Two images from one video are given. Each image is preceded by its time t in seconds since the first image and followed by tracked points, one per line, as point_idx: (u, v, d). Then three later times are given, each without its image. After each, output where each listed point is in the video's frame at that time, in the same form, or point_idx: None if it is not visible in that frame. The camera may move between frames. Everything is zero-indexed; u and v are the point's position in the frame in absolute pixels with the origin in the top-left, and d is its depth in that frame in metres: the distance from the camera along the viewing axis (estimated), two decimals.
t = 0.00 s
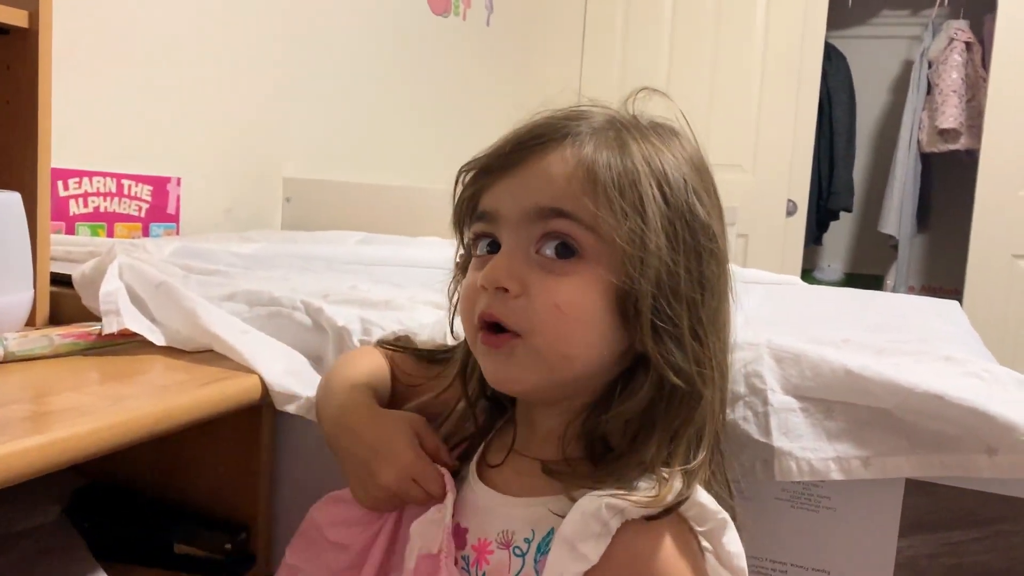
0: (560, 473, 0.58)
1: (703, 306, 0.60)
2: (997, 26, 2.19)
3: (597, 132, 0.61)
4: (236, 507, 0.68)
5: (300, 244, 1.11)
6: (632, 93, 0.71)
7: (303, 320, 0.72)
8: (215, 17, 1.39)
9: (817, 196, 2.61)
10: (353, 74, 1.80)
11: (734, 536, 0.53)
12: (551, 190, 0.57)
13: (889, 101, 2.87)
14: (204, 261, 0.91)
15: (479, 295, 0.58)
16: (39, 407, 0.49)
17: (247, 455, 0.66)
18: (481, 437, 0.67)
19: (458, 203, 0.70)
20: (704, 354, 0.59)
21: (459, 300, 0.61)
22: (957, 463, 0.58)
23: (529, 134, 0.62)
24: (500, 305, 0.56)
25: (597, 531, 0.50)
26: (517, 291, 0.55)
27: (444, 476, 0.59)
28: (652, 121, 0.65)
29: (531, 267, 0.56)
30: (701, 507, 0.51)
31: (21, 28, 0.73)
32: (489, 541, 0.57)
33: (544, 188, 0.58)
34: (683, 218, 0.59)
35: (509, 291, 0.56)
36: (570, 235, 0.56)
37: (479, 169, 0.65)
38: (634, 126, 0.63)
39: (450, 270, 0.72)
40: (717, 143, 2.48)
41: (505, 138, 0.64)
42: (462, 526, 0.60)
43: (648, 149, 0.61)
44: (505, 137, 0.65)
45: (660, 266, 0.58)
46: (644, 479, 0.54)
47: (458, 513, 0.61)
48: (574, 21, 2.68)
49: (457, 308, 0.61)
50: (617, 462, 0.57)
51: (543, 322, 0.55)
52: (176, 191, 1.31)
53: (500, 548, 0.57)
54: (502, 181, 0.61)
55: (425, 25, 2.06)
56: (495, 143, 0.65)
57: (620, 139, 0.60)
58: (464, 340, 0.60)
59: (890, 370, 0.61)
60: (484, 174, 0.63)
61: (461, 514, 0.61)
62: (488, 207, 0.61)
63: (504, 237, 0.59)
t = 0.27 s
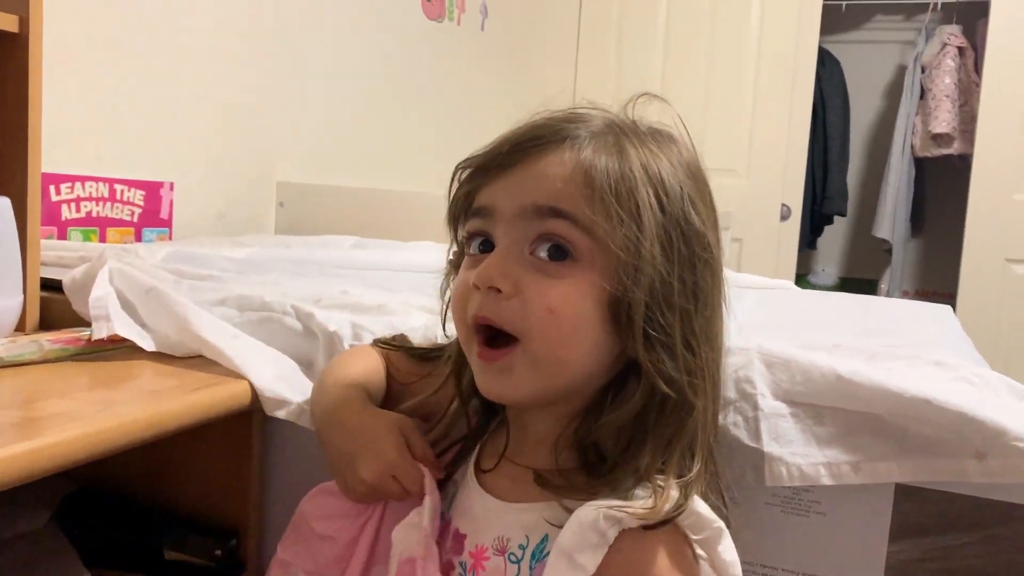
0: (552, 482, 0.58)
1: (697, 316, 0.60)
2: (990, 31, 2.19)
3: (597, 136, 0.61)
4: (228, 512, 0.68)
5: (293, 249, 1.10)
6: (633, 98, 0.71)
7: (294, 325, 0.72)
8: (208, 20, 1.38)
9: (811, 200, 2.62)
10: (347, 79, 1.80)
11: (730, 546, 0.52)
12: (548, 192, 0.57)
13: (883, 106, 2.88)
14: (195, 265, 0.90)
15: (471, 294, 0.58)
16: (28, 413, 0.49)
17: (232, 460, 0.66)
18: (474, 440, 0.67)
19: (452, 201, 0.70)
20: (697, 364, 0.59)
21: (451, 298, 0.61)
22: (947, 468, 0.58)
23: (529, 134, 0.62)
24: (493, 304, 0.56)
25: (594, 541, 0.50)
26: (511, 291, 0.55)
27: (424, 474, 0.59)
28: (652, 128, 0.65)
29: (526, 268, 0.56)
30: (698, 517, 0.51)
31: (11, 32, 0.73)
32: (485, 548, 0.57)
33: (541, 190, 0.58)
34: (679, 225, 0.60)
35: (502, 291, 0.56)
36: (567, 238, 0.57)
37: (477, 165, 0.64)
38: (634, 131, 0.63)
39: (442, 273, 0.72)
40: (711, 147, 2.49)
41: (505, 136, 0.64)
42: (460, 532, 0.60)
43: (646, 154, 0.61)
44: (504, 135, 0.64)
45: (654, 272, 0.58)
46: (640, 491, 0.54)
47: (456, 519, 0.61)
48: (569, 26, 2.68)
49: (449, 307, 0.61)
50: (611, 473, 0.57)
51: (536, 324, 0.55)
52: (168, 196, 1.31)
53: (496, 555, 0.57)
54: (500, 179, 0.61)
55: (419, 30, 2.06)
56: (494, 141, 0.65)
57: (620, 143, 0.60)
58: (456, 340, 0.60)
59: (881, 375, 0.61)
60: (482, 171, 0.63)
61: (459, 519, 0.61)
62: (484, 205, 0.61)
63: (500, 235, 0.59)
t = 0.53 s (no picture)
0: (546, 493, 0.58)
1: (687, 324, 0.60)
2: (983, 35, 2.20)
3: (589, 144, 0.60)
4: (220, 521, 0.67)
5: (286, 254, 1.10)
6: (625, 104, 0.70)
7: (286, 332, 0.71)
8: (201, 25, 1.38)
9: (806, 204, 2.62)
10: (341, 83, 1.79)
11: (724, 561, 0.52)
12: (539, 200, 0.57)
13: (877, 110, 2.88)
14: (187, 271, 0.90)
15: (461, 300, 0.57)
16: (17, 422, 0.48)
17: (227, 463, 0.66)
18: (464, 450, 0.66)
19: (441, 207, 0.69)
20: (688, 374, 0.59)
21: (439, 305, 0.60)
22: (942, 474, 0.58)
23: (520, 141, 0.61)
24: (483, 313, 0.56)
25: (590, 556, 0.49)
26: (502, 300, 0.55)
27: (401, 494, 0.57)
28: (643, 136, 0.64)
29: (517, 277, 0.56)
30: (695, 532, 0.51)
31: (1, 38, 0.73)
32: (478, 559, 0.57)
33: (532, 198, 0.57)
34: (670, 234, 0.59)
35: (493, 300, 0.55)
36: (558, 247, 0.56)
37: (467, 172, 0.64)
38: (625, 139, 0.62)
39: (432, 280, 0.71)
40: (705, 150, 2.49)
41: (496, 142, 0.63)
42: (452, 542, 0.59)
43: (638, 163, 0.60)
44: (496, 141, 0.64)
45: (645, 283, 0.57)
46: (633, 502, 0.54)
47: (448, 530, 0.60)
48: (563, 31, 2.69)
49: (437, 313, 0.60)
50: (603, 483, 0.57)
51: (526, 334, 0.54)
52: (161, 201, 1.30)
53: (488, 567, 0.56)
54: (491, 186, 0.60)
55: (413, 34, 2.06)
56: (485, 147, 0.64)
57: (612, 152, 0.60)
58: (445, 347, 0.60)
59: (875, 381, 0.61)
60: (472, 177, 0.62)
61: (451, 530, 0.60)
62: (475, 212, 0.60)
63: (490, 243, 0.58)
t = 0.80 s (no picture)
0: (563, 488, 0.60)
1: (702, 319, 0.61)
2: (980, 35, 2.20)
3: (590, 149, 0.60)
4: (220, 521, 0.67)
5: (285, 253, 1.10)
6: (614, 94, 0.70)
7: (287, 330, 0.72)
8: (200, 25, 1.38)
9: (804, 204, 2.62)
10: (339, 83, 1.79)
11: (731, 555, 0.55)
12: (549, 217, 0.57)
13: (874, 109, 2.89)
14: (187, 271, 0.90)
15: (480, 324, 0.58)
16: (20, 421, 0.49)
17: (221, 464, 0.65)
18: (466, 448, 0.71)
19: (441, 211, 0.69)
20: (704, 368, 0.61)
21: (455, 320, 0.61)
22: (942, 471, 0.58)
23: (520, 152, 0.61)
24: (504, 334, 0.56)
25: (601, 553, 0.51)
26: (523, 321, 0.56)
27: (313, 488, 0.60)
28: (636, 128, 0.64)
29: (535, 296, 0.56)
30: (703, 528, 0.54)
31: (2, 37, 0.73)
32: (486, 555, 0.60)
33: (542, 215, 0.57)
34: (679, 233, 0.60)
35: (513, 320, 0.56)
36: (573, 260, 0.57)
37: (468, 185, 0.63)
38: (624, 137, 0.62)
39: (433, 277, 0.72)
40: (703, 150, 2.49)
41: (495, 154, 0.63)
42: (459, 538, 0.63)
43: (641, 162, 0.60)
44: (494, 152, 0.63)
45: (661, 286, 0.59)
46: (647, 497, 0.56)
47: (456, 525, 0.64)
48: (561, 31, 2.68)
49: (452, 328, 0.61)
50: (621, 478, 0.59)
51: (551, 352, 0.56)
52: (160, 201, 1.30)
53: (497, 561, 0.60)
54: (496, 203, 0.60)
55: (412, 34, 2.06)
56: (484, 159, 0.63)
57: (614, 155, 0.60)
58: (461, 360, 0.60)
59: (875, 378, 0.61)
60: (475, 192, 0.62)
61: (460, 526, 0.63)
62: (483, 230, 0.60)
63: (502, 261, 0.58)
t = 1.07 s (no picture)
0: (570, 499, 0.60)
1: (708, 328, 0.61)
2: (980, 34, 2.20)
3: (602, 154, 0.59)
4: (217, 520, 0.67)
5: (284, 250, 1.10)
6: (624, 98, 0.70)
7: (285, 327, 0.72)
8: (198, 22, 1.38)
9: (803, 202, 2.62)
10: (338, 81, 1.79)
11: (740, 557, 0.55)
12: (562, 224, 0.57)
13: (874, 108, 2.89)
14: (186, 268, 0.90)
15: (488, 329, 0.57)
16: (16, 418, 0.48)
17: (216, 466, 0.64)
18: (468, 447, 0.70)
19: (445, 213, 0.69)
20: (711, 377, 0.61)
21: (461, 325, 0.60)
22: (941, 470, 0.58)
23: (530, 156, 0.60)
24: (513, 341, 0.56)
25: (615, 561, 0.51)
26: (532, 328, 0.55)
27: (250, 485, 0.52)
28: (645, 133, 0.64)
29: (544, 303, 0.56)
30: (716, 535, 0.54)
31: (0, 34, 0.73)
32: (495, 563, 0.60)
33: (553, 221, 0.57)
34: (687, 242, 0.60)
35: (522, 327, 0.56)
36: (583, 269, 0.57)
37: (476, 187, 0.63)
38: (634, 142, 0.62)
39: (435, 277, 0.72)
40: (703, 148, 2.49)
41: (504, 156, 0.62)
42: (465, 548, 0.62)
43: (651, 169, 0.60)
44: (503, 155, 0.62)
45: (670, 294, 0.59)
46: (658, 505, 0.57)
47: (461, 534, 0.63)
48: (560, 28, 2.68)
49: (458, 332, 0.60)
50: (630, 486, 0.59)
51: (560, 361, 0.55)
52: (159, 198, 1.30)
53: (506, 570, 0.59)
54: (506, 207, 0.59)
55: (411, 31, 2.05)
56: (492, 161, 0.63)
57: (625, 161, 0.60)
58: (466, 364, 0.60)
59: (876, 377, 0.61)
60: (484, 194, 0.61)
61: (464, 535, 0.63)
62: (492, 235, 0.60)
63: (511, 267, 0.58)
